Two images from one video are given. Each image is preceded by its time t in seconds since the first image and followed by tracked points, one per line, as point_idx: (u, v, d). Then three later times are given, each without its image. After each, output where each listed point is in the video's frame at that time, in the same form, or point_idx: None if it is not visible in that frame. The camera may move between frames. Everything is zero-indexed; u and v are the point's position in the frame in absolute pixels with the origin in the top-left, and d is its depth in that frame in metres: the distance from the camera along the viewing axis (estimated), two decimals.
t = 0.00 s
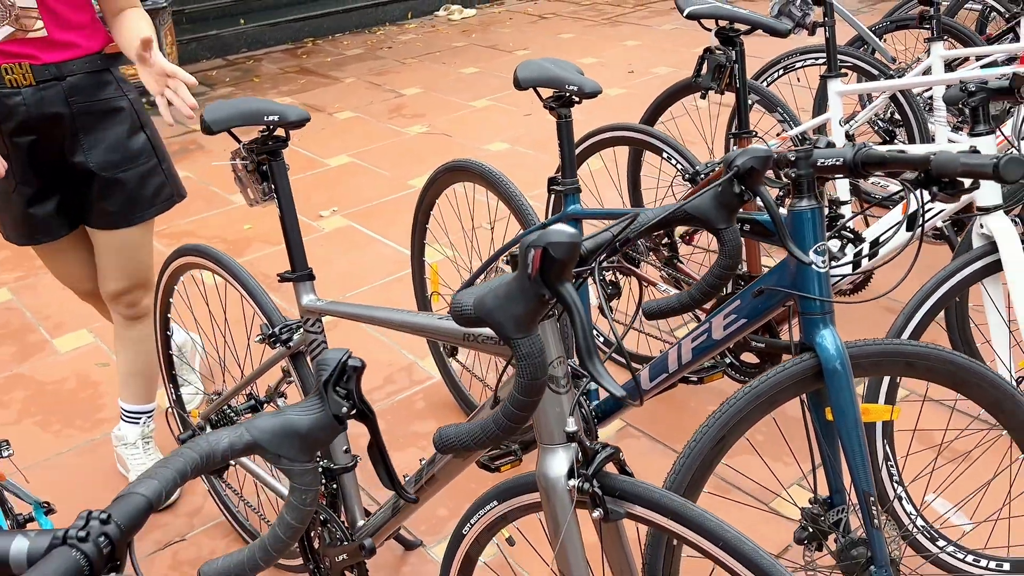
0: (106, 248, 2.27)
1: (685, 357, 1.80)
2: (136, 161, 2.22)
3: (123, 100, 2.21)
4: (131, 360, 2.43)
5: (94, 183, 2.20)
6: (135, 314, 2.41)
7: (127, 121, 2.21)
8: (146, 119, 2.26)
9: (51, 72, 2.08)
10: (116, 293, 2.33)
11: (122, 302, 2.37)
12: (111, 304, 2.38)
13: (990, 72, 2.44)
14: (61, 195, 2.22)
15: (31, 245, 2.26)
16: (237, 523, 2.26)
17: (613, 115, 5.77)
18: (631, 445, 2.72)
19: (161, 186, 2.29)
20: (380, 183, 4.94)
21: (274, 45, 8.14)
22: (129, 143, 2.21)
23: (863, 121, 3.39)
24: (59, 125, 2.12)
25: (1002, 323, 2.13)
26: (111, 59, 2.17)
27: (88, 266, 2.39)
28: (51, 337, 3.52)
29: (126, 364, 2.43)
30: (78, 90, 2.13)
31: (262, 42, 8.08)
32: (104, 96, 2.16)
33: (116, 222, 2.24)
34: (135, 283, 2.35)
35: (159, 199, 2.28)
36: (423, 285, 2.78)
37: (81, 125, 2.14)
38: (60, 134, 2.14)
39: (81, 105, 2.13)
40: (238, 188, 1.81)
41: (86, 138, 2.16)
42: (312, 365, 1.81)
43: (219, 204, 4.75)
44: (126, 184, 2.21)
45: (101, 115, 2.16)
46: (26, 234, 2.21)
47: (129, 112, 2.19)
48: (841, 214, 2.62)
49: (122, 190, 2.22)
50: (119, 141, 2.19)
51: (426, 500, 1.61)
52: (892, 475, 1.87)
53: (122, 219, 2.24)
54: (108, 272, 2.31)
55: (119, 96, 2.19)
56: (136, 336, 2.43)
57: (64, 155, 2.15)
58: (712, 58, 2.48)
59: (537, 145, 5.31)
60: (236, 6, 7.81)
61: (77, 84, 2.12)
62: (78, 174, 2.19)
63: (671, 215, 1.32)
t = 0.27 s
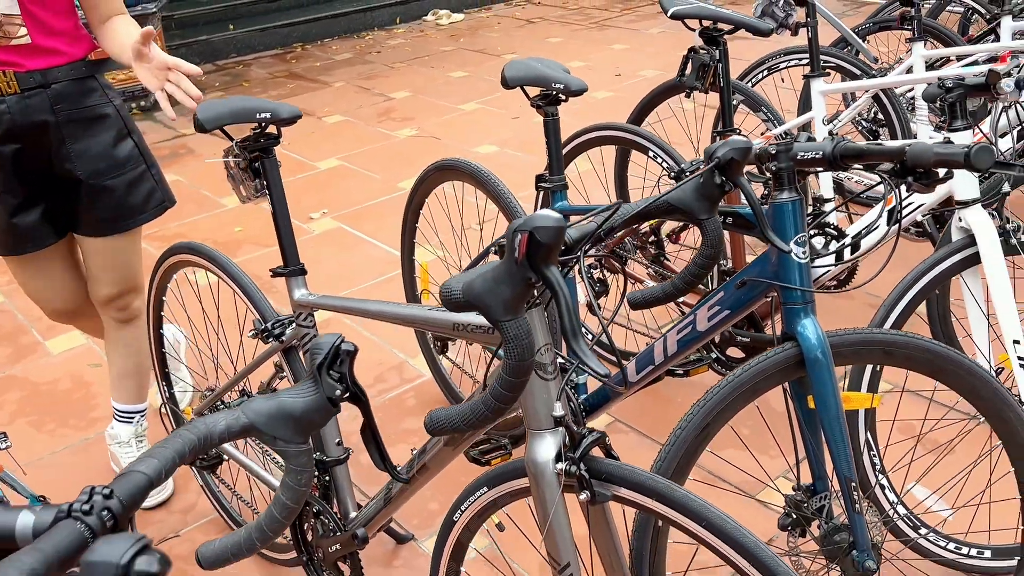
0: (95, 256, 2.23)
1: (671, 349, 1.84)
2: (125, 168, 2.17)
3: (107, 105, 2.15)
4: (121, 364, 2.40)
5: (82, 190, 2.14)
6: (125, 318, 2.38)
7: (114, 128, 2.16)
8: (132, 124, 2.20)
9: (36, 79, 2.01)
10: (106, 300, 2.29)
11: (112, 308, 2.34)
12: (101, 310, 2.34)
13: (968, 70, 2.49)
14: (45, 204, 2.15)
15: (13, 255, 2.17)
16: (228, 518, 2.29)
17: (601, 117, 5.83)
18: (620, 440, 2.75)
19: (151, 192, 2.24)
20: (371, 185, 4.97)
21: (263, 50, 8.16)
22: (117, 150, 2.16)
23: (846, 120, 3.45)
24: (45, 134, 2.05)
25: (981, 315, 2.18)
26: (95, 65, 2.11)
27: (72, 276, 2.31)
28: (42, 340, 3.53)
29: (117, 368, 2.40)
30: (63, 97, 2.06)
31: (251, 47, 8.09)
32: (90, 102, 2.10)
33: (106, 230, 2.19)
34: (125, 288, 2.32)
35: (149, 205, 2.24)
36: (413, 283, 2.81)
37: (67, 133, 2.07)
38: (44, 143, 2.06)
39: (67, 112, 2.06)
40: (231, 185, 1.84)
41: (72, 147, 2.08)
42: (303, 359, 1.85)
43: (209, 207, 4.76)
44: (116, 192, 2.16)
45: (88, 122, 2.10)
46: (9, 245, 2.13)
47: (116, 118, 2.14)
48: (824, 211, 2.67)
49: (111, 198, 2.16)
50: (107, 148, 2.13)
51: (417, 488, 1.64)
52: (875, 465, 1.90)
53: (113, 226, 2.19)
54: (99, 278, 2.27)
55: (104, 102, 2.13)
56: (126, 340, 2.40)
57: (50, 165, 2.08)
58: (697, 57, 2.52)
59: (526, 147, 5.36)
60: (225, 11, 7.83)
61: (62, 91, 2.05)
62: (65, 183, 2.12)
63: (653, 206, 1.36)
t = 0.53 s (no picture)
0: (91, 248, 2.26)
1: (658, 331, 1.89)
2: (121, 162, 2.20)
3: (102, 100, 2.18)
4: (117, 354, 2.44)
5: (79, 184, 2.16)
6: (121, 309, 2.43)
7: (109, 122, 2.19)
8: (127, 118, 2.23)
9: (34, 74, 2.03)
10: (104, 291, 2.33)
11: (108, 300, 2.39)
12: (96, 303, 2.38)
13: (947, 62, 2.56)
14: (41, 200, 2.18)
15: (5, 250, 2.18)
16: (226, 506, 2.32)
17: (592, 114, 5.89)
18: (609, 426, 2.81)
19: (147, 184, 2.28)
20: (363, 181, 5.01)
21: (255, 49, 8.19)
22: (113, 143, 2.19)
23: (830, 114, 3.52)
24: (43, 129, 2.07)
25: (958, 300, 2.25)
26: (90, 60, 2.14)
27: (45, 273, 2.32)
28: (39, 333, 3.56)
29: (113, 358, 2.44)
30: (60, 91, 2.08)
31: (243, 46, 8.12)
32: (85, 97, 2.13)
33: (103, 223, 2.22)
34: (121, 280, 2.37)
35: (146, 198, 2.27)
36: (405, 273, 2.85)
37: (65, 127, 2.09)
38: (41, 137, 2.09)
39: (64, 107, 2.09)
40: (228, 173, 1.88)
41: (70, 140, 2.11)
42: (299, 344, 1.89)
43: (203, 203, 4.80)
44: (112, 185, 2.19)
45: (84, 117, 2.12)
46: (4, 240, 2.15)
47: (112, 112, 2.17)
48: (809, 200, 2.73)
49: (108, 191, 2.19)
50: (103, 142, 2.16)
51: (412, 465, 1.69)
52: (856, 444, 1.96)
53: (110, 219, 2.22)
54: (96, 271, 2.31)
55: (100, 97, 2.16)
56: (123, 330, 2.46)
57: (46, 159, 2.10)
58: (683, 50, 2.57)
59: (517, 144, 5.41)
60: (217, 10, 7.86)
61: (58, 86, 2.08)
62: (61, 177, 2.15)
63: (638, 187, 1.43)
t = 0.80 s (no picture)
0: (81, 237, 2.29)
1: (635, 313, 1.96)
2: (109, 148, 2.25)
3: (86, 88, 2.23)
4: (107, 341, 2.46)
5: (71, 171, 2.20)
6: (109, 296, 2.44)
7: (95, 109, 2.24)
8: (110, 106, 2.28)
9: (26, 62, 2.07)
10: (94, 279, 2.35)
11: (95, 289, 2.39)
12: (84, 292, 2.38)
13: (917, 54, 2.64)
14: (32, 190, 2.20)
15: None
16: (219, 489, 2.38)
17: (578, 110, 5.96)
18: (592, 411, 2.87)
19: (133, 170, 2.33)
20: (352, 176, 5.07)
21: (244, 47, 8.21)
22: (100, 130, 2.24)
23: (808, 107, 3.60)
24: (35, 118, 2.11)
25: (926, 283, 2.32)
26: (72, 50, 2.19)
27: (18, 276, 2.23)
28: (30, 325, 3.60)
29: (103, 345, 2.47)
30: (49, 80, 2.12)
31: (231, 43, 8.14)
32: (72, 85, 2.17)
33: (92, 211, 2.26)
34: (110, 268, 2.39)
35: (134, 183, 2.33)
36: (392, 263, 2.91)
37: (56, 115, 2.13)
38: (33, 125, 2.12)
39: (54, 95, 2.13)
40: (217, 161, 1.93)
41: (62, 128, 2.15)
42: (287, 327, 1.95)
43: (192, 198, 4.84)
44: (102, 171, 2.24)
45: (72, 104, 2.17)
46: None
47: (97, 100, 2.22)
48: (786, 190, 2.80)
49: (99, 177, 2.24)
50: (92, 129, 2.21)
51: (398, 442, 1.76)
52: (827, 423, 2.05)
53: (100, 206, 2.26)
54: (85, 259, 2.32)
55: (85, 85, 2.21)
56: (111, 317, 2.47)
57: (37, 147, 2.13)
58: (662, 43, 2.64)
59: (504, 139, 5.48)
60: (205, 8, 7.88)
61: (47, 75, 2.12)
62: (51, 166, 2.17)
63: (611, 170, 1.50)
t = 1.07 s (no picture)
0: (62, 222, 2.31)
1: (615, 292, 2.01)
2: (80, 129, 2.27)
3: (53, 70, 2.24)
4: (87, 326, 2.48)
5: (47, 152, 2.20)
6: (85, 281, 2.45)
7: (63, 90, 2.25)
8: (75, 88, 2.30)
9: None
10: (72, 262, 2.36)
11: (73, 274, 2.40)
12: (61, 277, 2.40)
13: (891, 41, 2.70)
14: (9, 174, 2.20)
15: None
16: (207, 472, 2.40)
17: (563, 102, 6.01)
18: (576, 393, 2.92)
19: (103, 150, 2.35)
20: (338, 168, 5.09)
21: (229, 40, 8.20)
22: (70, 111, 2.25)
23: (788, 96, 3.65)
24: (10, 99, 2.11)
25: (899, 263, 2.37)
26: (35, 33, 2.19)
27: None
28: (16, 315, 3.61)
29: (84, 329, 2.48)
30: (21, 61, 2.13)
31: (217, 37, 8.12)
32: (41, 66, 2.18)
33: (72, 194, 2.27)
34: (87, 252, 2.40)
35: (106, 163, 2.34)
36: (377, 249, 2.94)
37: (30, 96, 2.14)
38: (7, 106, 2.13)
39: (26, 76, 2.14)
40: (202, 143, 1.96)
41: (36, 108, 2.16)
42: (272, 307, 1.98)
43: (178, 190, 4.85)
44: (77, 152, 2.25)
45: (44, 85, 2.18)
46: None
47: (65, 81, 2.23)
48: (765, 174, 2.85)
49: (75, 158, 2.25)
50: (65, 109, 2.22)
51: (382, 417, 1.80)
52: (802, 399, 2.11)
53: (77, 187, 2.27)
54: (63, 244, 2.33)
55: (51, 67, 2.22)
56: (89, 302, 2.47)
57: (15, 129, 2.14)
58: (642, 30, 2.69)
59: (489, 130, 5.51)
60: (189, 1, 7.86)
61: (18, 56, 2.13)
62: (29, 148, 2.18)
63: (588, 146, 1.55)
